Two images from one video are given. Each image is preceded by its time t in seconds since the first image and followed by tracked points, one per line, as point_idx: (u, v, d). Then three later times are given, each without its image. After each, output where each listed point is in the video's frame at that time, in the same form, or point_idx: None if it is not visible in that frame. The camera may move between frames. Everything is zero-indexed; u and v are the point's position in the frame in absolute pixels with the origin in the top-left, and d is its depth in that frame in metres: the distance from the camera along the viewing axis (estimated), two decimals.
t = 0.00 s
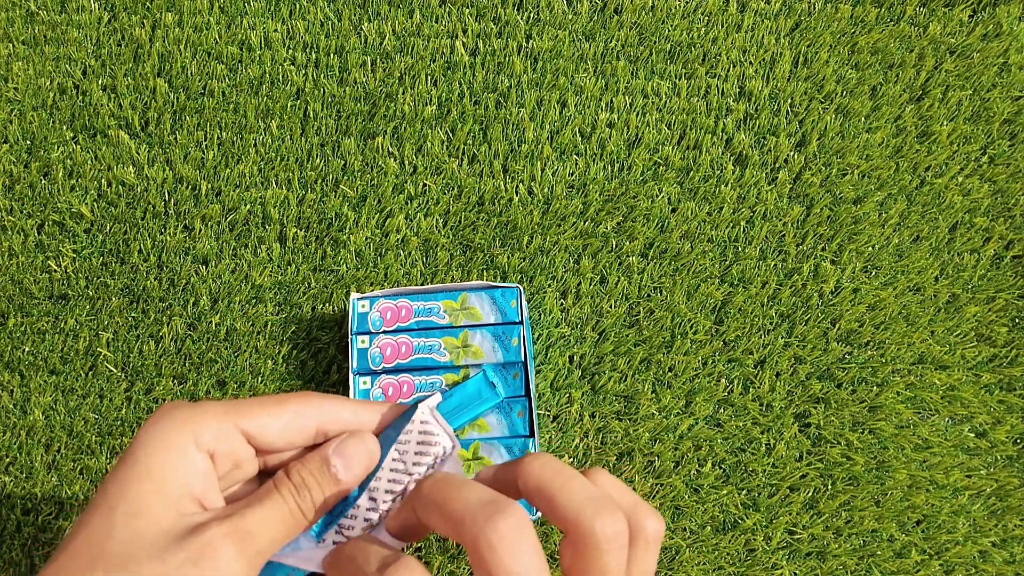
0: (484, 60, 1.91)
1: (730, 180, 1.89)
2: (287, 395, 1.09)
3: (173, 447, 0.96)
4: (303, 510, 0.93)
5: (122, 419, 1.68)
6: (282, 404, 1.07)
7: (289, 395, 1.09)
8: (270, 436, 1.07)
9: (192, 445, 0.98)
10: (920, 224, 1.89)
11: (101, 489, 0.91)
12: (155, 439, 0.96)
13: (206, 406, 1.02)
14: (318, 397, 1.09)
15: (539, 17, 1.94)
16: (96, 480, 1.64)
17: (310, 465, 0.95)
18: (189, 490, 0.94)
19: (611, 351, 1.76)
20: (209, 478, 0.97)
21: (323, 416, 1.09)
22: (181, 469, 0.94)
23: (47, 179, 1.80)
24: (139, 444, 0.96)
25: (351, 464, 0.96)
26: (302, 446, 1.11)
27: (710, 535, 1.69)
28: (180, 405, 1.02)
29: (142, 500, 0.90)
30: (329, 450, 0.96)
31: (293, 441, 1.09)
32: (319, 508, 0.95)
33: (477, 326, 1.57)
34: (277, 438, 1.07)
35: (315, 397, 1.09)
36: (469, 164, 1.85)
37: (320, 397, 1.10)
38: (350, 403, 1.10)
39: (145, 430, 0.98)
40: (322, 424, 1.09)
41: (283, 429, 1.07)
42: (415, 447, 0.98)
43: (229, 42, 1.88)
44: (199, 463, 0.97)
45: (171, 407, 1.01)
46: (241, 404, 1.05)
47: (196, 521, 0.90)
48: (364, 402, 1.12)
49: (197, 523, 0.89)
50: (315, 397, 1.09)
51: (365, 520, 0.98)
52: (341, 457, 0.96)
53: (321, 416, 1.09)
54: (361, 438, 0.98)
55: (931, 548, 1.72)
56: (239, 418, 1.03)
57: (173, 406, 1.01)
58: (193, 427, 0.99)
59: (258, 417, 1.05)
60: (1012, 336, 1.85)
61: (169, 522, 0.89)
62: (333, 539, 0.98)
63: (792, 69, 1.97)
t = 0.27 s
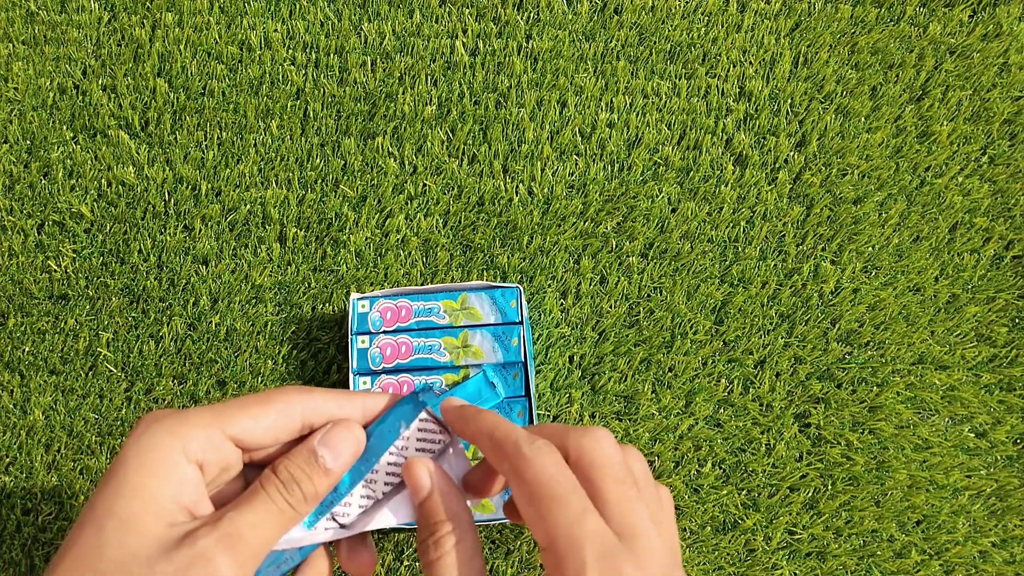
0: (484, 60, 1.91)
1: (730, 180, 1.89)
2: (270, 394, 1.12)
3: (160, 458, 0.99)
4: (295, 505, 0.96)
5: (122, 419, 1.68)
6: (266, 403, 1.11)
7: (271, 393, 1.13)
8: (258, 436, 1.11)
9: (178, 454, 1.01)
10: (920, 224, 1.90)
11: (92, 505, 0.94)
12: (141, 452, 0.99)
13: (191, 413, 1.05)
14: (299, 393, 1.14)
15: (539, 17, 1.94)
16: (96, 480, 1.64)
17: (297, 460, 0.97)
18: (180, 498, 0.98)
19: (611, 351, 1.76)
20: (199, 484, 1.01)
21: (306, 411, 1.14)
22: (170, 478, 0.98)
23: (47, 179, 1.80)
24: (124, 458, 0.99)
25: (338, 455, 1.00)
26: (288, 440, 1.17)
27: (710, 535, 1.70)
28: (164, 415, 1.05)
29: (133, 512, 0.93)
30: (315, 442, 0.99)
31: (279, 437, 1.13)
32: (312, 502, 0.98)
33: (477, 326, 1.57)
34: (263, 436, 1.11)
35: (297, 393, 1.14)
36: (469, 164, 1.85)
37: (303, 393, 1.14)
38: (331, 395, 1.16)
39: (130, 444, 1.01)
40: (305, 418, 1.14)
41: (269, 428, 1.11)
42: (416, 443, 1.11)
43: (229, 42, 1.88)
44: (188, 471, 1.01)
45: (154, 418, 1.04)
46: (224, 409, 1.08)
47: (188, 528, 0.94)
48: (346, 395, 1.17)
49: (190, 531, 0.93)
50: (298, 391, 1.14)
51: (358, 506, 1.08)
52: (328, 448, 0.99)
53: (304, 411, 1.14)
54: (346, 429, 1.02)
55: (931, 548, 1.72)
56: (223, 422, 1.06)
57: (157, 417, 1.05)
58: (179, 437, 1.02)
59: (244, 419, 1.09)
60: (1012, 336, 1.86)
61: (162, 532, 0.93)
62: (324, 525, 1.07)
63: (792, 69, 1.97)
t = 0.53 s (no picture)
0: (484, 60, 1.91)
1: (730, 180, 1.89)
2: (285, 409, 1.13)
3: (188, 481, 0.99)
4: (324, 516, 0.99)
5: (122, 419, 1.68)
6: (283, 419, 1.11)
7: (286, 408, 1.13)
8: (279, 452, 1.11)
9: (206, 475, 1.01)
10: (920, 224, 1.89)
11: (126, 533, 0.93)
12: (170, 477, 0.99)
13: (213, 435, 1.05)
14: (313, 406, 1.14)
15: (539, 17, 1.94)
16: (96, 480, 1.64)
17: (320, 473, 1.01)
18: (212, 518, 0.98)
19: (611, 351, 1.76)
20: (230, 503, 1.01)
21: (321, 423, 1.14)
22: (202, 499, 0.98)
23: (47, 179, 1.80)
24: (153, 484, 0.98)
25: (358, 464, 1.05)
26: (305, 454, 1.17)
27: (710, 535, 1.70)
28: (186, 440, 1.05)
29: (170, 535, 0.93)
30: (336, 454, 1.05)
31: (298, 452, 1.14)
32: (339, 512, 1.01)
33: (477, 326, 1.57)
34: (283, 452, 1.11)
35: (311, 406, 1.14)
36: (469, 164, 1.85)
37: (316, 405, 1.15)
38: (343, 407, 1.17)
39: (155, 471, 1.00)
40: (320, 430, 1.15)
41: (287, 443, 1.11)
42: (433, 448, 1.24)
43: (229, 42, 1.88)
44: (218, 491, 1.01)
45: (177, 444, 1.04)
46: (244, 428, 1.08)
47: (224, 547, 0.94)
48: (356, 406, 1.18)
49: (228, 548, 0.94)
50: (312, 405, 1.14)
51: (378, 510, 1.20)
52: (350, 459, 1.05)
53: (320, 424, 1.14)
54: (362, 439, 1.08)
55: (931, 548, 1.72)
56: (245, 442, 1.06)
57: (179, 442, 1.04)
58: (204, 459, 1.01)
59: (263, 436, 1.09)
60: (1012, 335, 1.85)
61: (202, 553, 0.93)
62: (348, 532, 1.18)
63: (792, 69, 1.97)
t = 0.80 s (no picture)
0: (484, 60, 1.91)
1: (730, 180, 1.89)
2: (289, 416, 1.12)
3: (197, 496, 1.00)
4: (331, 521, 1.00)
5: (122, 419, 1.68)
6: (286, 427, 1.11)
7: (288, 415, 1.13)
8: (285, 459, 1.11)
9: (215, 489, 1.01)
10: (920, 224, 1.90)
11: (140, 551, 0.94)
12: (181, 494, 0.99)
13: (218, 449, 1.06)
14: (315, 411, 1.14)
15: (539, 17, 1.94)
16: (96, 480, 1.64)
17: (325, 481, 1.02)
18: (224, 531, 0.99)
19: (611, 351, 1.76)
20: (240, 514, 1.02)
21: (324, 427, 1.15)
22: (213, 511, 0.99)
23: (47, 179, 1.80)
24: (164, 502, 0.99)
25: (362, 468, 1.05)
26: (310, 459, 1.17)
27: (710, 535, 1.70)
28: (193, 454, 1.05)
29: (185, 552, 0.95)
30: (339, 462, 1.05)
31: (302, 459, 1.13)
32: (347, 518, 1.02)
33: (477, 326, 1.57)
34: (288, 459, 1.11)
35: (313, 412, 1.14)
36: (469, 164, 1.85)
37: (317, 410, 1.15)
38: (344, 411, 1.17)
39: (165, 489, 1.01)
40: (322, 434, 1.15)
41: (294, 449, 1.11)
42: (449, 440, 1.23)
43: (229, 42, 1.88)
44: (228, 503, 1.01)
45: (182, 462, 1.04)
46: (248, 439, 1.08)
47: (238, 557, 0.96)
48: (356, 408, 1.18)
49: (240, 559, 0.95)
50: (313, 410, 1.14)
51: (387, 509, 1.17)
52: (353, 464, 1.05)
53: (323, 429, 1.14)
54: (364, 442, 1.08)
55: (931, 548, 1.72)
56: (250, 451, 1.07)
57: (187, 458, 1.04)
58: (213, 472, 1.02)
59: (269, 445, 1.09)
60: (1012, 335, 1.86)
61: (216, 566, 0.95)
62: (359, 532, 1.15)
63: (792, 69, 1.97)
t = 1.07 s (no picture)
0: (484, 60, 1.91)
1: (730, 180, 1.89)
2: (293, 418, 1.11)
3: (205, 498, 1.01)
4: (335, 520, 1.01)
5: (122, 419, 1.68)
6: (290, 429, 1.09)
7: (292, 416, 1.12)
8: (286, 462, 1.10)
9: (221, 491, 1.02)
10: (920, 224, 1.90)
11: (149, 549, 0.96)
12: (188, 496, 1.00)
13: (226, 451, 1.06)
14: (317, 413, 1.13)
15: (539, 17, 1.94)
16: (96, 480, 1.64)
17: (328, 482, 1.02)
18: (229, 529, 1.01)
19: (611, 351, 1.76)
20: (246, 512, 1.03)
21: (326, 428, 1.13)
22: (218, 512, 1.00)
23: (47, 179, 1.80)
24: (173, 502, 1.00)
25: (365, 468, 1.05)
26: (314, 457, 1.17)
27: (710, 535, 1.70)
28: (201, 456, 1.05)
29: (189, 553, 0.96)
30: (342, 463, 1.05)
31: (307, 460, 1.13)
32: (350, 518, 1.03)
33: (477, 326, 1.57)
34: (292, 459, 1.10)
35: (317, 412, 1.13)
36: (469, 164, 1.85)
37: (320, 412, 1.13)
38: (348, 411, 1.15)
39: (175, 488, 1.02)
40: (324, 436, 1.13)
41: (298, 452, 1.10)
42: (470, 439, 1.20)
43: (229, 42, 1.88)
44: (234, 503, 1.02)
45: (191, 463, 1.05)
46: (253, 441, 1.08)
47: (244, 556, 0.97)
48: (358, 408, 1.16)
49: (243, 559, 0.97)
50: (315, 412, 1.13)
51: (392, 510, 1.15)
52: (356, 464, 1.05)
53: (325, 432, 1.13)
54: (367, 443, 1.07)
55: (931, 548, 1.72)
56: (254, 452, 1.06)
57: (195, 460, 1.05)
58: (219, 475, 1.02)
59: (274, 448, 1.08)
60: (1012, 336, 1.86)
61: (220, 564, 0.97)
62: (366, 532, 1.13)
63: (792, 69, 1.97)
